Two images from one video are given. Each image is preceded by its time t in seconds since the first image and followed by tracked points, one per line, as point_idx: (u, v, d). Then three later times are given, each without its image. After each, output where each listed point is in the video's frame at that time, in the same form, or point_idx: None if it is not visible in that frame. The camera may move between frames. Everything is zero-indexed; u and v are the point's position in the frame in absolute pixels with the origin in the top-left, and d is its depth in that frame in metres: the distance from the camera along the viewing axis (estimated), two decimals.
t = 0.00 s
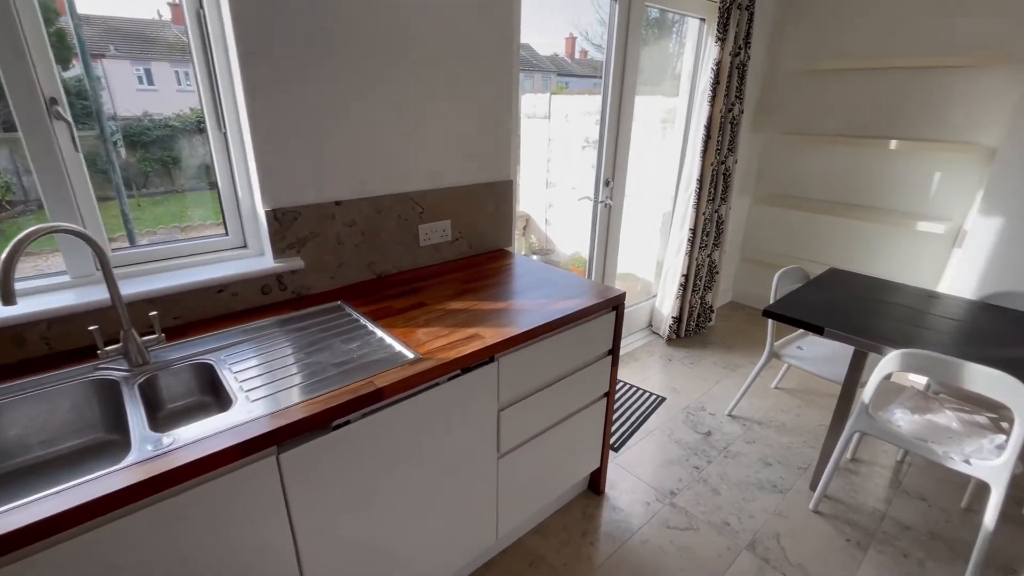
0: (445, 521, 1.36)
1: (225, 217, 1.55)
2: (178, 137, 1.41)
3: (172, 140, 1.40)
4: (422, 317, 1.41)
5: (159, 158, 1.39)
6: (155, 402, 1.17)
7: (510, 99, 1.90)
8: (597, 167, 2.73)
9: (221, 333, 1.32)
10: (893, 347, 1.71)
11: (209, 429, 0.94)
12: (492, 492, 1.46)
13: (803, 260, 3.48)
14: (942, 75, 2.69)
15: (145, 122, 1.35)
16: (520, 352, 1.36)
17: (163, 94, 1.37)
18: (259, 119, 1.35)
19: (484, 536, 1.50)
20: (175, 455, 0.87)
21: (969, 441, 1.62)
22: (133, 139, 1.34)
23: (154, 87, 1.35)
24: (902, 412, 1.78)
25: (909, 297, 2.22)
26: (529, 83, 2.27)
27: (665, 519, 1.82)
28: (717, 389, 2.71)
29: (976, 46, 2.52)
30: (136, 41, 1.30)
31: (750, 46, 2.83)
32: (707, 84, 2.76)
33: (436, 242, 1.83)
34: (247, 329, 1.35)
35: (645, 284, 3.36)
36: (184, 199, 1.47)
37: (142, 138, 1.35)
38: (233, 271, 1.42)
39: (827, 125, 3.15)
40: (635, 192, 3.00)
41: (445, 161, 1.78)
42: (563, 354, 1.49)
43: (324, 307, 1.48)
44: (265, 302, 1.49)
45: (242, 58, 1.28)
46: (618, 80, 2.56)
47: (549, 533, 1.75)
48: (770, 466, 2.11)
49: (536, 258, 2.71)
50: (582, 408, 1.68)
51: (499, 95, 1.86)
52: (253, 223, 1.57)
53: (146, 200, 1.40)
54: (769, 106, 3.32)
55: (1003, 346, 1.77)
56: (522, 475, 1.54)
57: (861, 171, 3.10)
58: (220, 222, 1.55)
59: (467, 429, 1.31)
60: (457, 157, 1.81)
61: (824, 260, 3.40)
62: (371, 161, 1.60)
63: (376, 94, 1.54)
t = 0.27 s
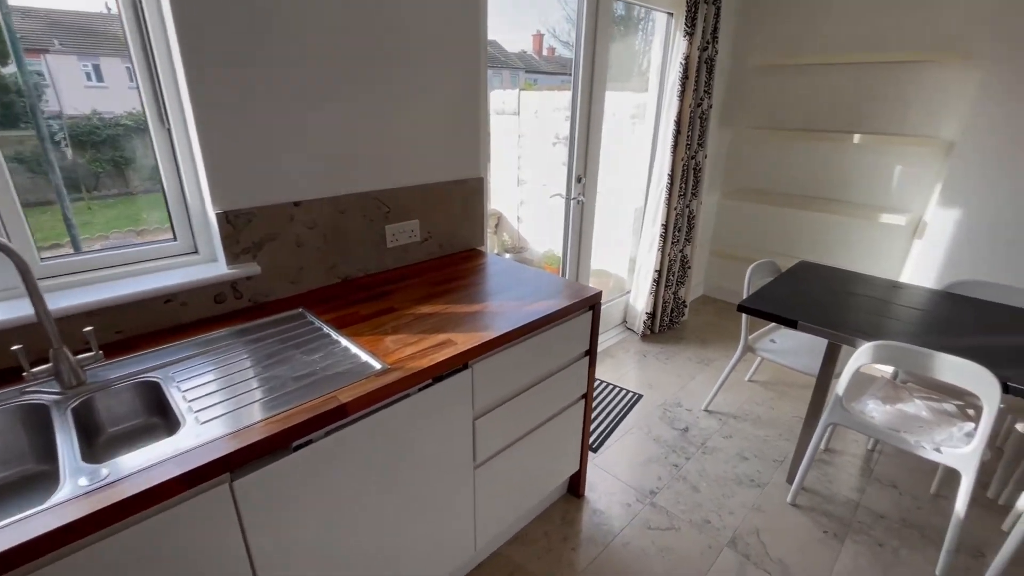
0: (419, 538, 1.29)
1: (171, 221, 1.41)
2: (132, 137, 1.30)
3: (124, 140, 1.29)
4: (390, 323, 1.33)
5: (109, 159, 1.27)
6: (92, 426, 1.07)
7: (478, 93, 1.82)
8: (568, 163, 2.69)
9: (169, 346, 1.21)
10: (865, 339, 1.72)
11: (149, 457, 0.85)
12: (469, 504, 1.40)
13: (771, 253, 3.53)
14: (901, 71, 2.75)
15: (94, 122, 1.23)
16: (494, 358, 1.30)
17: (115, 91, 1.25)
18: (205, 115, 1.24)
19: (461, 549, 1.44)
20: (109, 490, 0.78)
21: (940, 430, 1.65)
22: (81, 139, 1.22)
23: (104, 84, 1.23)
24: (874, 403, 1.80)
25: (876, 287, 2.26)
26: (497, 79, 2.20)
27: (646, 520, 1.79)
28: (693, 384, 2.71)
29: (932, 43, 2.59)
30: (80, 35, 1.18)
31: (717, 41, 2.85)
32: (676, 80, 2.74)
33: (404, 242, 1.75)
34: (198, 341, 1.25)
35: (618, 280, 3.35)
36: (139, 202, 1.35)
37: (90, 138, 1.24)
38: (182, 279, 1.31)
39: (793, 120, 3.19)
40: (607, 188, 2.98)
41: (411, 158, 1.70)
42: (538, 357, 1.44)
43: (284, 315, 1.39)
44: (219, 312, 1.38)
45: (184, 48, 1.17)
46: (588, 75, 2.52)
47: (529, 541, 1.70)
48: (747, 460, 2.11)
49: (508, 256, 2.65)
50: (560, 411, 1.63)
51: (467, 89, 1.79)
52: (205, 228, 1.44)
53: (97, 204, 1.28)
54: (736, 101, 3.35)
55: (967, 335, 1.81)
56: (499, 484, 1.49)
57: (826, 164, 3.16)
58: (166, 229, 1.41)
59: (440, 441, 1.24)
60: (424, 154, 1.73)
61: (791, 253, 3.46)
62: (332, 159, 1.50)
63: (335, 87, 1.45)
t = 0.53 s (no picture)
0: (396, 566, 1.21)
1: (103, 232, 1.26)
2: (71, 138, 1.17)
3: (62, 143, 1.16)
4: (357, 337, 1.24)
5: (44, 163, 1.14)
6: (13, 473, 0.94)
7: (442, 90, 1.74)
8: (536, 161, 2.64)
9: (106, 374, 1.08)
10: (837, 334, 1.74)
11: (79, 510, 0.73)
12: (447, 525, 1.32)
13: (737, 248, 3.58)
14: (855, 68, 2.83)
15: (26, 121, 1.10)
16: (469, 370, 1.23)
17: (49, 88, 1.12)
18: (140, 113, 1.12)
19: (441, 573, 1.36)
20: (28, 554, 0.67)
21: (910, 421, 1.67)
22: (10, 140, 1.09)
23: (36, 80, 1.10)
24: (846, 396, 1.82)
25: (840, 280, 2.30)
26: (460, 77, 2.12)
27: (628, 526, 1.76)
28: (667, 381, 2.71)
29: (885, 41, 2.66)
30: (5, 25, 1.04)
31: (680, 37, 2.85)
32: (642, 76, 2.73)
33: (368, 249, 1.65)
34: (140, 367, 1.12)
35: (589, 278, 3.33)
36: (80, 210, 1.22)
37: (21, 138, 1.10)
38: (120, 297, 1.17)
39: (754, 116, 3.24)
40: (575, 186, 2.94)
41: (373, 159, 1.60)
42: (515, 366, 1.37)
43: (239, 333, 1.27)
44: (164, 332, 1.25)
45: (111, 39, 1.05)
46: (554, 72, 2.48)
47: (511, 555, 1.64)
48: (724, 457, 2.12)
49: (477, 257, 2.57)
50: (539, 420, 1.57)
51: (430, 86, 1.70)
52: (144, 237, 1.30)
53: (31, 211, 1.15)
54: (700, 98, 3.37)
55: (931, 326, 1.85)
56: (479, 500, 1.42)
57: (787, 160, 3.22)
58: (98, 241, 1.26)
59: (415, 462, 1.16)
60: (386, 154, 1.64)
61: (755, 247, 3.51)
62: (286, 161, 1.39)
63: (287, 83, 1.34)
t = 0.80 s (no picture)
0: None
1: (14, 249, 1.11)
2: None
3: None
4: (315, 357, 1.14)
5: None
6: None
7: (399, 87, 1.65)
8: (498, 161, 2.58)
9: (23, 414, 0.95)
10: (803, 329, 1.76)
11: None
12: (422, 550, 1.25)
13: (698, 243, 3.63)
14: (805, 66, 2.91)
15: None
16: (440, 387, 1.15)
17: None
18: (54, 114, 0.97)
19: None
20: None
21: (874, 411, 1.72)
22: None
23: None
24: (813, 389, 1.85)
25: (799, 274, 2.35)
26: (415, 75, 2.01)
27: (607, 532, 1.73)
28: (637, 379, 2.71)
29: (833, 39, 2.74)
30: None
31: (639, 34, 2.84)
32: (603, 73, 2.71)
33: (325, 258, 1.54)
34: (66, 403, 0.99)
35: (554, 277, 3.31)
36: None
37: None
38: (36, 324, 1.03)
39: (711, 114, 3.28)
40: (539, 185, 2.89)
41: (326, 161, 1.49)
42: (487, 378, 1.31)
43: (182, 358, 1.15)
44: (93, 361, 1.11)
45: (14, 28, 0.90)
46: (514, 69, 2.42)
47: (489, 572, 1.58)
48: (697, 454, 2.12)
49: (439, 259, 2.48)
50: (513, 430, 1.51)
51: (386, 84, 1.61)
52: (63, 251, 1.15)
53: None
54: (658, 96, 3.39)
55: (888, 317, 1.90)
56: (454, 520, 1.34)
57: (744, 156, 3.28)
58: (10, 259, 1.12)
59: (385, 489, 1.07)
60: (341, 156, 1.53)
61: (715, 242, 3.58)
62: (229, 165, 1.27)
63: (228, 80, 1.22)
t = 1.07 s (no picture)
0: None
1: None
2: None
3: None
4: (265, 380, 1.04)
5: None
6: None
7: (347, 85, 1.56)
8: (455, 161, 2.52)
9: None
10: (764, 323, 1.80)
11: None
12: None
13: (656, 239, 3.68)
14: (751, 64, 3.00)
15: None
16: (405, 403, 1.08)
17: None
18: None
19: None
20: None
21: (831, 400, 1.77)
22: None
23: None
24: (774, 381, 1.89)
25: (754, 267, 2.41)
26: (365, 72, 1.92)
27: (581, 537, 1.71)
28: (602, 378, 2.71)
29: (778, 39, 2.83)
30: None
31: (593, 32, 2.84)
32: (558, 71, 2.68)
33: (273, 269, 1.43)
34: None
35: (515, 278, 3.27)
36: None
37: None
38: None
39: (664, 111, 3.33)
40: (497, 185, 2.85)
41: (270, 165, 1.39)
42: (454, 391, 1.25)
43: (112, 388, 1.03)
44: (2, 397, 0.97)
45: None
46: (468, 66, 2.36)
47: None
48: (665, 450, 2.14)
49: (397, 262, 2.38)
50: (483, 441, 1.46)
51: (333, 82, 1.51)
52: None
53: None
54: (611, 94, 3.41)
55: (839, 307, 1.97)
56: (425, 541, 1.28)
57: (696, 153, 3.35)
58: None
59: (350, 518, 1.00)
60: (286, 159, 1.43)
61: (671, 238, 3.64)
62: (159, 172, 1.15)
63: (153, 77, 1.10)
